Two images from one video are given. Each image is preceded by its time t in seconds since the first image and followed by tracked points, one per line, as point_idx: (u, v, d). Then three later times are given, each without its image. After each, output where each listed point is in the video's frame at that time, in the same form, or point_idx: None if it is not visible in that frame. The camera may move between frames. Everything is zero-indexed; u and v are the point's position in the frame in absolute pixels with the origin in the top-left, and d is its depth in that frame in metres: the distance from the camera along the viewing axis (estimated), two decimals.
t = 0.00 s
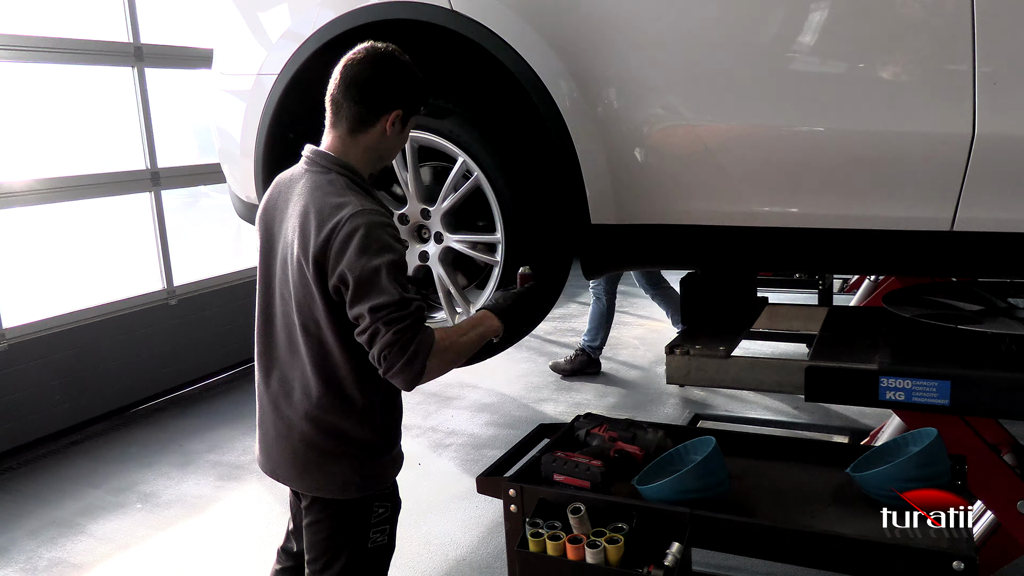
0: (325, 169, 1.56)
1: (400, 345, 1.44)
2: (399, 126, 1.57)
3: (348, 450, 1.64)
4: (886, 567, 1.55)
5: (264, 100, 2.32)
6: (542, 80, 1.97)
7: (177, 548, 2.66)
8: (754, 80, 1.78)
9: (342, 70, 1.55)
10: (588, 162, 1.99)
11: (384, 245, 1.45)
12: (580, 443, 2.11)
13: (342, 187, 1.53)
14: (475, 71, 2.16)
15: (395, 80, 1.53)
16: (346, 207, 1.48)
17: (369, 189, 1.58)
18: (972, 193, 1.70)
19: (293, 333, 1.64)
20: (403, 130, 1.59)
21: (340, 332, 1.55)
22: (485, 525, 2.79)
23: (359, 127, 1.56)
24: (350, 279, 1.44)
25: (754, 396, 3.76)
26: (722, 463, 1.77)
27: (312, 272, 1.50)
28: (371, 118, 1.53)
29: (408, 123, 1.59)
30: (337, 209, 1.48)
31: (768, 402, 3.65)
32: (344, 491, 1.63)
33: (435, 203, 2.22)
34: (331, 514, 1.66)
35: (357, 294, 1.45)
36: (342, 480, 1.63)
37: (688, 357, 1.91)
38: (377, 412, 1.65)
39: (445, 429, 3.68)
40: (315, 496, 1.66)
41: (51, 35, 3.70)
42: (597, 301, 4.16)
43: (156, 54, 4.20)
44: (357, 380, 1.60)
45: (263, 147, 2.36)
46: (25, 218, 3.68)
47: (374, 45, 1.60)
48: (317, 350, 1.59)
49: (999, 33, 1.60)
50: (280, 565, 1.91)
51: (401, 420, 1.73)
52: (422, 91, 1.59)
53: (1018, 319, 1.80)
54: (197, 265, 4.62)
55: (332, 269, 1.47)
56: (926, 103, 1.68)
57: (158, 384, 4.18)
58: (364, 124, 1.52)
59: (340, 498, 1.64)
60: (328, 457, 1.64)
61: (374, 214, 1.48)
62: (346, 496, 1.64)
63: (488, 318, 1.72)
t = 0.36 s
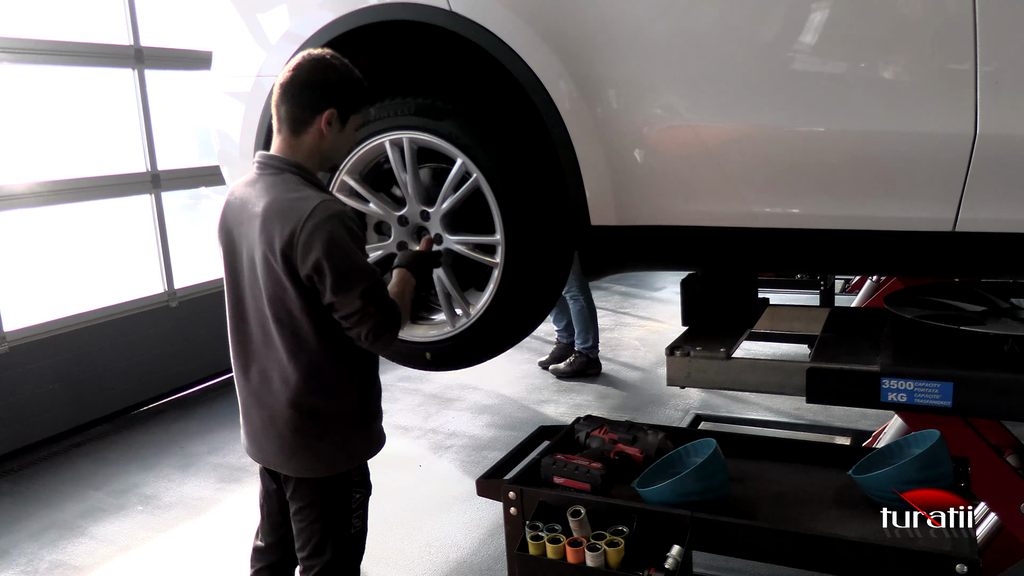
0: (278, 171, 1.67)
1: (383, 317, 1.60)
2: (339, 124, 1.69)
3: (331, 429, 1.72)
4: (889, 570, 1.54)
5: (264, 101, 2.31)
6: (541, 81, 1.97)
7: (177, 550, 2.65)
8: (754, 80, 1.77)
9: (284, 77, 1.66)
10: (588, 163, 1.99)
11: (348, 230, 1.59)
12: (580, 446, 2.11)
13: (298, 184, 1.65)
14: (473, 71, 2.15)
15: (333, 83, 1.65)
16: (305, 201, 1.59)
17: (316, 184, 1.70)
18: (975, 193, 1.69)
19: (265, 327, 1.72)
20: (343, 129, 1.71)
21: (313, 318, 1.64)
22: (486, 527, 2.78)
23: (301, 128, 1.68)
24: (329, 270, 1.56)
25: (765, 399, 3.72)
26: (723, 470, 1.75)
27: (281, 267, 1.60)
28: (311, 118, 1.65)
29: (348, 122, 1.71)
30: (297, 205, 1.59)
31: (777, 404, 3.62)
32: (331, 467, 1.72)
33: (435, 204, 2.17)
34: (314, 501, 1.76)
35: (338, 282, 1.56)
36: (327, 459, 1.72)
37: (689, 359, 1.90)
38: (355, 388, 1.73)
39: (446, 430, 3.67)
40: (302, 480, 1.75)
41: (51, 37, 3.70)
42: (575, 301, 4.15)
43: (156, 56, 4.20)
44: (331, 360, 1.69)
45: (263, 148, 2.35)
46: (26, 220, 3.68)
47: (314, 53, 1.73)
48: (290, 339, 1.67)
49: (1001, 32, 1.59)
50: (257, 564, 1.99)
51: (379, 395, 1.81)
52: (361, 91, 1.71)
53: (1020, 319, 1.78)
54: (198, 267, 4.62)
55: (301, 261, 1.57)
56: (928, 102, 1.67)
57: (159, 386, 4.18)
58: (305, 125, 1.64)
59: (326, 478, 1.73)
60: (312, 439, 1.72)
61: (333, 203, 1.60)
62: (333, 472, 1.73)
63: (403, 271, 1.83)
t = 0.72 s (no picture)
0: (246, 168, 1.73)
1: (356, 289, 1.64)
2: (307, 121, 1.74)
3: (304, 411, 1.78)
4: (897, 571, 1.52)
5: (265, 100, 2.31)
6: (545, 80, 1.96)
7: (181, 551, 2.65)
8: (759, 76, 1.76)
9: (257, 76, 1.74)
10: (590, 161, 1.98)
11: (305, 210, 1.63)
12: (584, 446, 2.10)
13: (258, 176, 1.69)
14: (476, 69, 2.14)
15: (297, 80, 1.71)
16: (261, 190, 1.64)
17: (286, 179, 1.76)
18: (983, 190, 1.68)
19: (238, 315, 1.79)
20: (313, 125, 1.75)
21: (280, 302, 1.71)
22: (490, 526, 2.77)
23: (272, 126, 1.74)
24: (292, 251, 1.60)
25: (775, 400, 3.68)
26: (729, 468, 1.74)
27: (245, 255, 1.66)
28: (279, 116, 1.71)
29: (317, 119, 1.75)
30: (253, 193, 1.64)
31: (787, 405, 3.58)
32: (303, 449, 1.77)
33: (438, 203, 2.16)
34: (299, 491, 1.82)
35: (302, 263, 1.60)
36: (301, 440, 1.77)
37: (695, 358, 1.88)
38: (327, 369, 1.79)
39: (450, 430, 3.66)
40: (281, 463, 1.81)
41: (54, 38, 3.69)
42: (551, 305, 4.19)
43: (159, 56, 4.19)
44: (302, 343, 1.76)
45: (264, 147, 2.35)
46: (29, 221, 3.67)
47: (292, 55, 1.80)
48: (259, 324, 1.74)
49: (1009, 27, 1.57)
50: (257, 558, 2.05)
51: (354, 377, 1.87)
52: (331, 88, 1.76)
53: None
54: (202, 267, 4.62)
55: (261, 246, 1.62)
56: (935, 99, 1.65)
57: (164, 386, 4.18)
58: (271, 121, 1.71)
59: (303, 459, 1.78)
60: (288, 419, 1.78)
61: (288, 188, 1.64)
62: (307, 454, 1.78)
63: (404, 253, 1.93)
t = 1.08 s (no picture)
0: (229, 164, 1.76)
1: (341, 270, 1.65)
2: (287, 113, 1.72)
3: (299, 401, 1.79)
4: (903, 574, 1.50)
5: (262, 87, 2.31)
6: (547, 72, 1.94)
7: (183, 547, 2.64)
8: (764, 70, 1.73)
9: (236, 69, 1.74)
10: (594, 155, 1.96)
11: (281, 197, 1.66)
12: (588, 445, 2.08)
13: (236, 172, 1.74)
14: (478, 61, 2.12)
15: (274, 71, 1.69)
16: (238, 183, 1.69)
17: (271, 171, 1.76)
18: (993, 186, 1.65)
19: (229, 313, 1.83)
20: (294, 116, 1.74)
21: (267, 293, 1.74)
22: (494, 523, 2.76)
23: (252, 118, 1.74)
24: (273, 240, 1.63)
25: (781, 396, 3.64)
26: (734, 470, 1.72)
27: (230, 249, 1.71)
28: (258, 109, 1.70)
29: (297, 109, 1.73)
30: (230, 188, 1.69)
31: (792, 402, 3.54)
32: (301, 439, 1.78)
33: (441, 198, 2.14)
34: (294, 487, 1.82)
35: (283, 251, 1.63)
36: (298, 430, 1.78)
37: (699, 356, 1.86)
38: (320, 357, 1.80)
39: (453, 426, 3.65)
40: (280, 457, 1.81)
41: (56, 32, 3.68)
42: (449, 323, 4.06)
43: (162, 50, 4.18)
44: (292, 332, 1.78)
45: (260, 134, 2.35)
46: (33, 215, 3.67)
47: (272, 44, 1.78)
48: (248, 317, 1.76)
49: (1019, 19, 1.54)
50: (263, 556, 2.05)
51: (351, 366, 1.87)
52: (310, 77, 1.74)
53: None
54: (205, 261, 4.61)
55: (242, 238, 1.67)
56: (943, 93, 1.62)
57: (167, 381, 4.17)
58: (250, 115, 1.70)
59: (300, 451, 1.79)
60: (284, 411, 1.80)
61: (264, 178, 1.68)
62: (304, 445, 1.78)
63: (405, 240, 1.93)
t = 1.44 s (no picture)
0: (224, 158, 1.73)
1: (336, 268, 1.62)
2: (277, 108, 1.70)
3: (295, 400, 1.76)
4: None
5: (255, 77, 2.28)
6: (545, 65, 1.91)
7: (179, 546, 2.62)
8: (765, 63, 1.70)
9: (225, 63, 1.71)
10: (592, 151, 1.93)
11: (278, 193, 1.63)
12: (585, 445, 2.06)
13: (232, 166, 1.70)
14: (475, 54, 2.08)
15: (264, 66, 1.67)
16: (234, 177, 1.65)
17: (263, 167, 1.74)
18: (998, 182, 1.62)
19: (223, 310, 1.80)
20: (284, 112, 1.72)
21: (261, 290, 1.70)
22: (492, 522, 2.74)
23: (243, 115, 1.72)
24: (268, 235, 1.60)
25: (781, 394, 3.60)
26: (734, 471, 1.69)
27: (224, 245, 1.68)
28: (248, 105, 1.68)
29: (288, 103, 1.71)
30: (226, 182, 1.66)
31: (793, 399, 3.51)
32: (298, 438, 1.75)
33: (437, 194, 2.11)
34: (291, 487, 1.79)
35: (277, 246, 1.60)
36: (294, 430, 1.75)
37: (698, 354, 1.83)
38: (316, 355, 1.76)
39: (452, 424, 3.63)
40: (278, 457, 1.79)
41: (52, 27, 3.65)
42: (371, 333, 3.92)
43: (159, 45, 4.15)
44: (287, 330, 1.75)
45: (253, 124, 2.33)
46: (30, 212, 3.64)
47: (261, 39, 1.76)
48: (242, 314, 1.73)
49: None
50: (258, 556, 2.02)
51: (347, 364, 1.84)
52: (300, 70, 1.71)
53: None
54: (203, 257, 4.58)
55: (238, 233, 1.64)
56: (947, 87, 1.59)
57: (164, 378, 4.15)
58: (240, 111, 1.68)
59: (296, 451, 1.76)
60: (280, 410, 1.77)
61: (260, 172, 1.65)
62: (301, 444, 1.75)
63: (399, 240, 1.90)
